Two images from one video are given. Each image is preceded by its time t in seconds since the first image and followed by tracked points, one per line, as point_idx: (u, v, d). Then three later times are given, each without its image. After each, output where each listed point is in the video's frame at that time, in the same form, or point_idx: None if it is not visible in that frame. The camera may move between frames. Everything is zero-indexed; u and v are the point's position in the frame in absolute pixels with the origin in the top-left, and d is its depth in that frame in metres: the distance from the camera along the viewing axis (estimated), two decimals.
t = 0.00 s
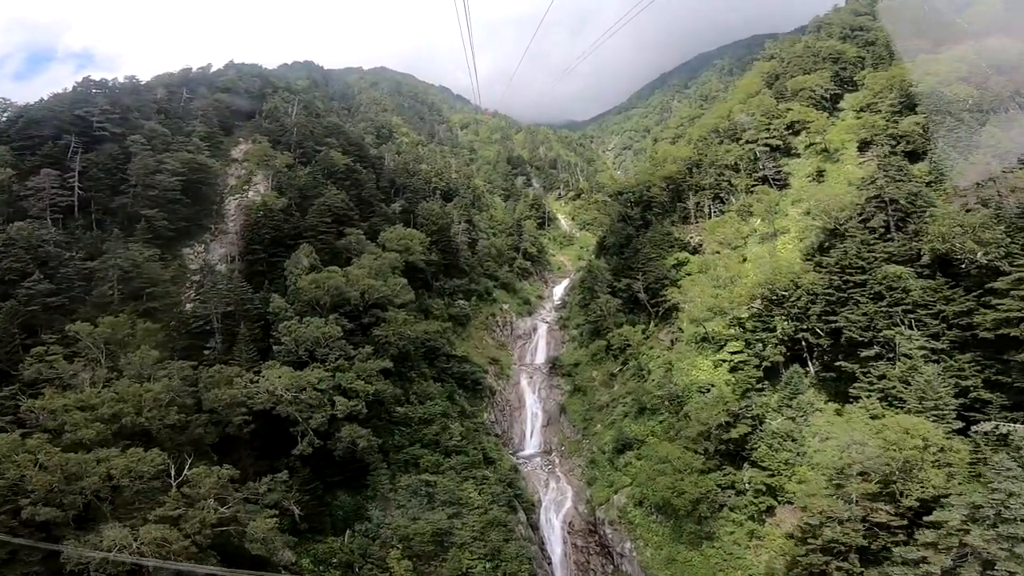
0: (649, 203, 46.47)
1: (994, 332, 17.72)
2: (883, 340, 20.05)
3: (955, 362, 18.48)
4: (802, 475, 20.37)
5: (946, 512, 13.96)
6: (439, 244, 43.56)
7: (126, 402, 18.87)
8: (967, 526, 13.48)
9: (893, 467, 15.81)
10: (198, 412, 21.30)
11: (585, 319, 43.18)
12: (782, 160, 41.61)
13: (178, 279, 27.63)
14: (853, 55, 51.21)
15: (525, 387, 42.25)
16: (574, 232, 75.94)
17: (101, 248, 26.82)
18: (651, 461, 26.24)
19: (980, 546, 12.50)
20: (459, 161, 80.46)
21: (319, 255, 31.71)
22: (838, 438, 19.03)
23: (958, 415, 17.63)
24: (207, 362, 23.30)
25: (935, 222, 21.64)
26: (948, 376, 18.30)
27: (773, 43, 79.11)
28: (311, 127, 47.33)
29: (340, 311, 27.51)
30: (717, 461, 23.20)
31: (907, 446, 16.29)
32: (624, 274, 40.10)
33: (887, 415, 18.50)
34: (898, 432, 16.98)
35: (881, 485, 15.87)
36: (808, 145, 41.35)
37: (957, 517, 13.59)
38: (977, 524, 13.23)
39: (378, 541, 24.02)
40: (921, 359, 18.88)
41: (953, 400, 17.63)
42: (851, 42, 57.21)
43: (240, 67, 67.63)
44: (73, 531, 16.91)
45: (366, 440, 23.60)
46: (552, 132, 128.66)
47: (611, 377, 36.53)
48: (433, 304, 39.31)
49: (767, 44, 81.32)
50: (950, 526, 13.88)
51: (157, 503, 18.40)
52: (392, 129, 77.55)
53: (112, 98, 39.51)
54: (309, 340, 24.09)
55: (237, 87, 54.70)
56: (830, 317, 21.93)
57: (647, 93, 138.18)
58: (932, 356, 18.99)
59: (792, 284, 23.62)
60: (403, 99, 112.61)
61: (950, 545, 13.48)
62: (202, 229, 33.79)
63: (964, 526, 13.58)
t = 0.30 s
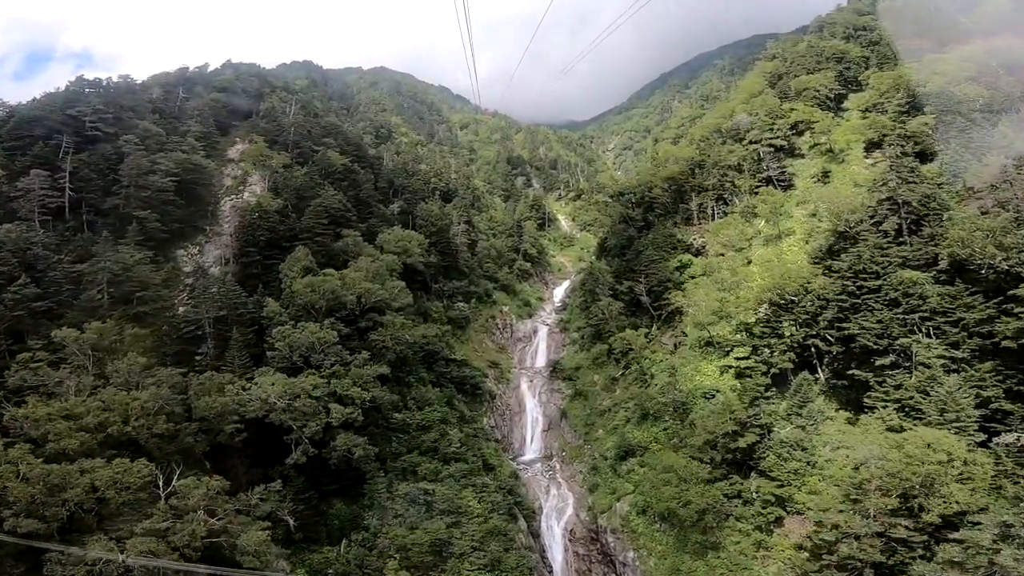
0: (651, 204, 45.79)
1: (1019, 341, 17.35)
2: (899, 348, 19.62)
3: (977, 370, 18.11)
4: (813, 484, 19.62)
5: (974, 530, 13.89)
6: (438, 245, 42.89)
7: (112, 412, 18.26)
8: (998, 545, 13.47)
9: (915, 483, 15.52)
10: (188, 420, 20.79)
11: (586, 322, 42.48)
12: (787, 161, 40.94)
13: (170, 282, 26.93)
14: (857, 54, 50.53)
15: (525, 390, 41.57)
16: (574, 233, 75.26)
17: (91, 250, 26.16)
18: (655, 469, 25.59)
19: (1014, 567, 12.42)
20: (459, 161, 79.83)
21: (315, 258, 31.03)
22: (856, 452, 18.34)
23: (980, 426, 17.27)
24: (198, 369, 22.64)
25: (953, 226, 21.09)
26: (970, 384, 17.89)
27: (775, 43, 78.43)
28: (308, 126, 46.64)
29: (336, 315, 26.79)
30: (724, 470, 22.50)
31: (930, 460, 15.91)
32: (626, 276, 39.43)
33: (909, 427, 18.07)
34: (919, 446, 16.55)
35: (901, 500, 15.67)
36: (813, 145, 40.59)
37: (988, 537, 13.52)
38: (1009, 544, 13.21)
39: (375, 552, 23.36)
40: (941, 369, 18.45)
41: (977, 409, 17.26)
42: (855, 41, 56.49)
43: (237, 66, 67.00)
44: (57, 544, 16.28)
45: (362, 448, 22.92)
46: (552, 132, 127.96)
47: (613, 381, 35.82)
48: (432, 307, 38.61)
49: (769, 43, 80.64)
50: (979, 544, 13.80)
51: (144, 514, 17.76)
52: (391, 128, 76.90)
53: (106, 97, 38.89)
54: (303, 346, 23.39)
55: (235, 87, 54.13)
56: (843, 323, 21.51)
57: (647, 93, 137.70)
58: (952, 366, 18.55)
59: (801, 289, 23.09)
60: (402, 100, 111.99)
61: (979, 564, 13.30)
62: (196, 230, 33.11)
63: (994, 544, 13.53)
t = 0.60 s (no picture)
0: (653, 206, 45.17)
1: None
2: (916, 358, 19.01)
3: (998, 380, 17.55)
4: (824, 495, 19.20)
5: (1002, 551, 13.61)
6: (437, 247, 42.22)
7: (96, 421, 17.61)
8: None
9: (938, 499, 14.92)
10: (178, 429, 20.19)
11: (587, 325, 41.81)
12: (791, 162, 40.31)
13: (160, 286, 26.26)
14: (862, 54, 49.94)
15: (525, 395, 40.88)
16: (574, 234, 74.62)
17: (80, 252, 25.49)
18: (660, 477, 24.92)
19: None
20: (459, 162, 79.21)
21: (311, 260, 30.36)
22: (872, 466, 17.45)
23: (1002, 439, 16.69)
24: (189, 375, 21.99)
25: (972, 230, 20.41)
26: (991, 394, 17.33)
27: (777, 43, 77.89)
28: (306, 126, 46.00)
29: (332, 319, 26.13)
30: (730, 480, 21.80)
31: (952, 474, 15.28)
32: (628, 279, 38.78)
33: (927, 438, 17.47)
34: (940, 459, 15.89)
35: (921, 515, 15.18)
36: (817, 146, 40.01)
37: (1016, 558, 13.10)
38: None
39: (371, 563, 22.67)
40: (961, 379, 17.83)
41: (999, 421, 16.70)
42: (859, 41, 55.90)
43: (234, 66, 66.41)
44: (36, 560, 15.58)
45: (358, 458, 22.27)
46: (552, 133, 127.36)
47: (615, 386, 35.16)
48: (431, 310, 37.95)
49: (770, 44, 80.09)
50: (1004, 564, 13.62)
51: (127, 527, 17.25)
52: (390, 128, 76.27)
53: (100, 96, 38.23)
54: (297, 352, 22.75)
55: (233, 87, 53.58)
56: (857, 331, 20.87)
57: (647, 94, 137.28)
58: (972, 376, 17.95)
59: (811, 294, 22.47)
60: (402, 100, 111.31)
61: None
62: (189, 232, 32.43)
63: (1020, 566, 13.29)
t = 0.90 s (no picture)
0: (655, 207, 44.80)
1: None
2: (934, 369, 18.27)
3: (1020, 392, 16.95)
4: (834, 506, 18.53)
5: None
6: (436, 249, 41.56)
7: (80, 431, 17.01)
8: None
9: (962, 516, 14.37)
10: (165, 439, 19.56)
11: (588, 328, 41.16)
12: (795, 163, 39.67)
13: (151, 289, 25.64)
14: (865, 54, 49.33)
15: (525, 399, 40.22)
16: (575, 235, 73.96)
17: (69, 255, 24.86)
18: (663, 486, 24.28)
19: None
20: (458, 162, 78.57)
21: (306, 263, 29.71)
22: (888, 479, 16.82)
23: None
24: (179, 382, 21.36)
25: (990, 236, 19.79)
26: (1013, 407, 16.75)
27: (778, 44, 77.38)
28: (302, 126, 45.34)
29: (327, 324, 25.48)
30: (736, 491, 21.11)
31: (976, 490, 14.70)
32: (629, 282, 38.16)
33: (946, 452, 16.82)
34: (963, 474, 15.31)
35: (943, 534, 14.80)
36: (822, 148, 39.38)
37: None
38: None
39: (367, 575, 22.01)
40: (983, 391, 17.19)
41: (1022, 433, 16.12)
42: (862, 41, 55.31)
43: (232, 66, 65.76)
44: None
45: (352, 468, 21.66)
46: (552, 133, 126.75)
47: (617, 391, 34.53)
48: (429, 314, 37.30)
49: (772, 44, 79.53)
50: None
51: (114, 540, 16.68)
52: (389, 129, 75.66)
53: (92, 96, 37.57)
54: (291, 358, 22.14)
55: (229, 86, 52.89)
56: (870, 339, 20.22)
57: (648, 95, 136.84)
58: (993, 388, 17.33)
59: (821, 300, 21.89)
60: (401, 100, 110.67)
61: None
62: (182, 234, 31.81)
63: None
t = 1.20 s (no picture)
0: (656, 208, 43.64)
1: None
2: (954, 379, 17.56)
3: None
4: (846, 518, 17.91)
5: None
6: (434, 251, 40.93)
7: (62, 442, 16.40)
8: None
9: (987, 533, 13.68)
10: (154, 449, 18.94)
11: (588, 332, 40.58)
12: (799, 164, 39.08)
13: (141, 293, 25.02)
14: (869, 55, 48.80)
15: (525, 404, 39.61)
16: (575, 236, 73.40)
17: (56, 258, 24.23)
18: (667, 495, 23.65)
19: None
20: (458, 163, 77.96)
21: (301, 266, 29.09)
22: (907, 493, 16.19)
23: None
24: (168, 390, 20.76)
25: (1010, 240, 19.10)
26: None
27: (779, 44, 76.88)
28: (299, 125, 44.72)
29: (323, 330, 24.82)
30: (744, 502, 20.43)
31: (1002, 506, 14.01)
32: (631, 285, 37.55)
33: (967, 464, 16.17)
34: (988, 489, 14.63)
35: (967, 550, 14.05)
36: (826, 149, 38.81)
37: None
38: None
39: None
40: (1005, 404, 16.48)
41: None
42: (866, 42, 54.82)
43: (229, 66, 65.18)
44: None
45: (347, 478, 21.05)
46: (552, 134, 126.24)
47: (618, 396, 33.96)
48: (427, 317, 36.69)
49: (773, 45, 79.04)
50: None
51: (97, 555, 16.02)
52: (388, 129, 75.04)
53: (85, 95, 36.93)
54: (285, 365, 21.52)
55: (226, 86, 52.28)
56: (885, 347, 19.61)
57: (648, 95, 136.32)
58: (1017, 400, 16.61)
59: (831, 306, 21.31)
60: (400, 100, 110.08)
61: None
62: (175, 236, 31.18)
63: None
